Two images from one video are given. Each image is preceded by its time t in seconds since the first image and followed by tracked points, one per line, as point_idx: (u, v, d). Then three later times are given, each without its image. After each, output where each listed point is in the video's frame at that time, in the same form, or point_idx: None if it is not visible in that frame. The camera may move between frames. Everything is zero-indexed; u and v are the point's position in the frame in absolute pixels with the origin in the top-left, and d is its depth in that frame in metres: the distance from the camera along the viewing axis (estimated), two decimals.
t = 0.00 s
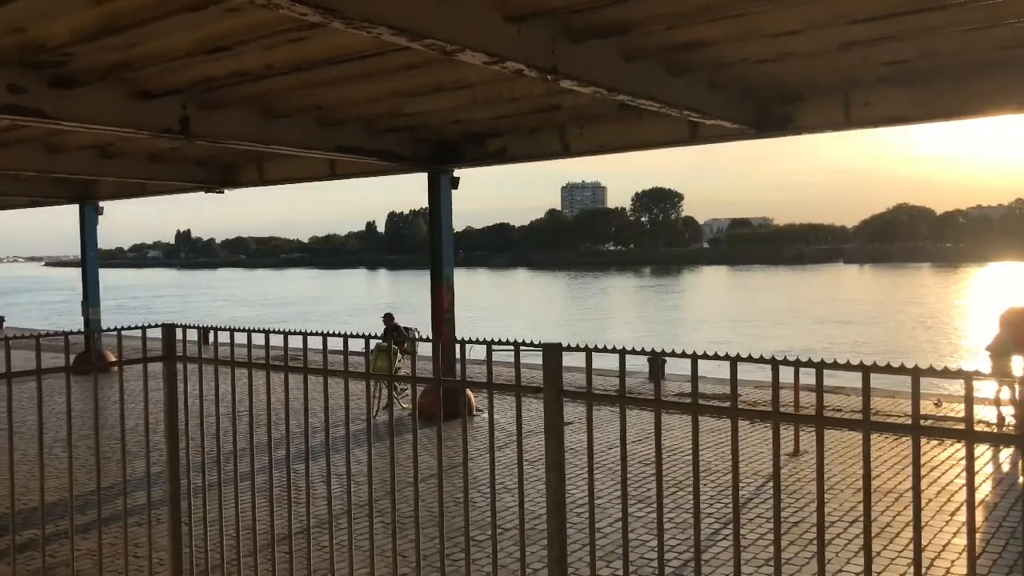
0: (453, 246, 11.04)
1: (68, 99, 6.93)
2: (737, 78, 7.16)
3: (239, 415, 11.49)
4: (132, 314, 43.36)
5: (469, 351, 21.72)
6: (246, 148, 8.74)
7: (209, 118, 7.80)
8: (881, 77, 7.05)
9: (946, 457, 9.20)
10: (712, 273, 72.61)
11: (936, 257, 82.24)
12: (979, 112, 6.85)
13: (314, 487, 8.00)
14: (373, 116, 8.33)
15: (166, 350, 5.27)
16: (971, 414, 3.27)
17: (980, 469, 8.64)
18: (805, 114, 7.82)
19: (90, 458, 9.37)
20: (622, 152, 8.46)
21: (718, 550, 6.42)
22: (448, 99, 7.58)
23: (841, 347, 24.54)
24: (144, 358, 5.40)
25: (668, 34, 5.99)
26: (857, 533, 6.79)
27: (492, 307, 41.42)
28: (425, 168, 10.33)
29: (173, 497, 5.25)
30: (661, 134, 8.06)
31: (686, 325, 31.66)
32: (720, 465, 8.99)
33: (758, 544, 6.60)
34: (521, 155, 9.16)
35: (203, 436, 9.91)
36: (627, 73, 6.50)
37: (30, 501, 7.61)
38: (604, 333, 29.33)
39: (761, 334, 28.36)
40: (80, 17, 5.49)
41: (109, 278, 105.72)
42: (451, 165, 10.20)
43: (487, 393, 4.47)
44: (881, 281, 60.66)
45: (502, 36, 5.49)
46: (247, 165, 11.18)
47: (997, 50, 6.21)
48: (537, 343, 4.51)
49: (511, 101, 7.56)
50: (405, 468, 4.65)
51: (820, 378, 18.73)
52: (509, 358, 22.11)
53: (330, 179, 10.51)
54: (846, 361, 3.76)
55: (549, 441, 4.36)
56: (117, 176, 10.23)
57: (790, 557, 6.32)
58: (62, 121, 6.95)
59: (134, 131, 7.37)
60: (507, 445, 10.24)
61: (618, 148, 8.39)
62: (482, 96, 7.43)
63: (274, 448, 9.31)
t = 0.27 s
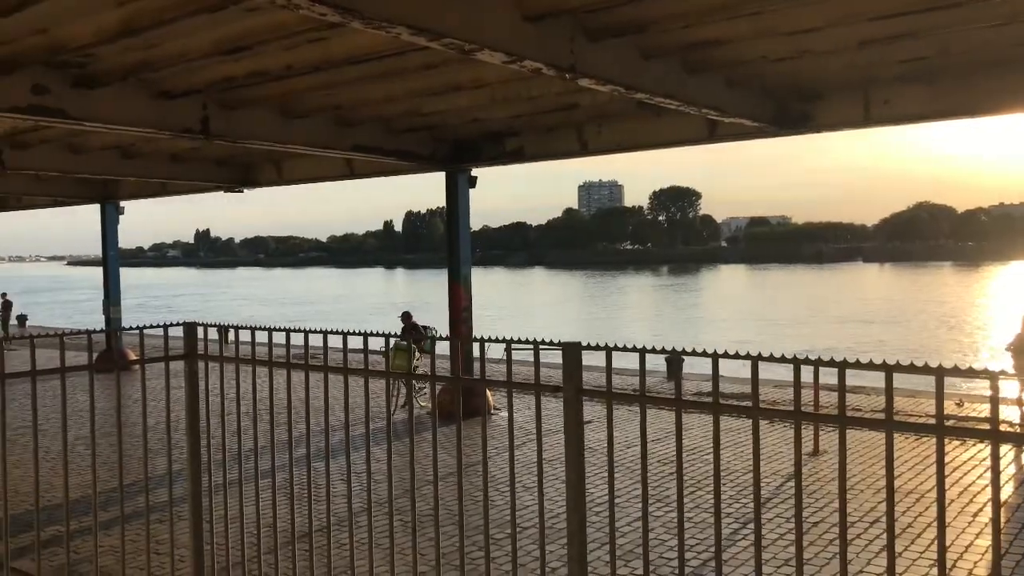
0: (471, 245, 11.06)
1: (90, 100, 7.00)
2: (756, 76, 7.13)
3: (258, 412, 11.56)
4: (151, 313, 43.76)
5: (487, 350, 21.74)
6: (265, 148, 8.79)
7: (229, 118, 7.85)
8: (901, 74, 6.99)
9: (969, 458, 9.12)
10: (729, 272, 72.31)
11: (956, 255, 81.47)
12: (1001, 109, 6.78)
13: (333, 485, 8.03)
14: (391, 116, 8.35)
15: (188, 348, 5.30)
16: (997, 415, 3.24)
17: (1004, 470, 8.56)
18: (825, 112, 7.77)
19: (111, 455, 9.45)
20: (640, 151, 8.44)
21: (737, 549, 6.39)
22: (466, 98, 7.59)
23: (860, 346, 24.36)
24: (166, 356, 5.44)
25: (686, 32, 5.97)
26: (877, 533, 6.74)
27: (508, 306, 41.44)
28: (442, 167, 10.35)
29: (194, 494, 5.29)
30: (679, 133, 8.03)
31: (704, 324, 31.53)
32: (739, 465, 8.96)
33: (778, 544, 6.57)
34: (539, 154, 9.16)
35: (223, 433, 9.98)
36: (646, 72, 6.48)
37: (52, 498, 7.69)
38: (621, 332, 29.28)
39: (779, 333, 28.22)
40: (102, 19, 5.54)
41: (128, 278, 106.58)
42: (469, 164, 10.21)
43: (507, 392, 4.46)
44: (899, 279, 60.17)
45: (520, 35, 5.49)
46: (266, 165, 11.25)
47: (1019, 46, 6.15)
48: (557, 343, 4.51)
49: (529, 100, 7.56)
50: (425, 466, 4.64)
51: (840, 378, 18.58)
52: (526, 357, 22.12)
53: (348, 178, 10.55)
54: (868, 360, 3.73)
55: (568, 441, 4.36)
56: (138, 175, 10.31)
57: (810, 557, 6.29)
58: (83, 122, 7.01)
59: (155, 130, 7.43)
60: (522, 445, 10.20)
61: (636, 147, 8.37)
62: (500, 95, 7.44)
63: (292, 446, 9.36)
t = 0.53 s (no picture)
0: (490, 244, 11.07)
1: (113, 101, 7.06)
2: (776, 74, 7.08)
3: (278, 410, 11.63)
4: (172, 311, 44.17)
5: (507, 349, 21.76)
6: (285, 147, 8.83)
7: (249, 118, 7.90)
8: (924, 72, 6.93)
9: (994, 459, 9.02)
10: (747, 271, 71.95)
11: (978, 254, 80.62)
12: None
13: (353, 483, 8.06)
14: (411, 115, 8.37)
15: (211, 346, 5.34)
16: None
17: None
18: (847, 110, 7.72)
19: (134, 452, 9.54)
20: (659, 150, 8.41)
21: (757, 550, 6.37)
22: (485, 97, 7.59)
23: (881, 346, 24.18)
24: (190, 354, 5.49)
25: (707, 31, 5.95)
26: (900, 535, 6.69)
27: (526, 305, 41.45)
28: (461, 167, 10.37)
29: (216, 491, 5.32)
30: (699, 132, 8.00)
31: (723, 324, 31.40)
32: (760, 465, 8.92)
33: (800, 545, 6.54)
34: (558, 154, 9.15)
35: (245, 431, 10.06)
36: (666, 71, 6.46)
37: (76, 494, 7.77)
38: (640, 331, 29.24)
39: (799, 333, 28.05)
40: (125, 20, 5.59)
41: (151, 276, 107.64)
42: (488, 163, 10.22)
43: (527, 391, 4.44)
44: (921, 279, 59.63)
45: (540, 34, 5.48)
46: (287, 165, 11.32)
47: None
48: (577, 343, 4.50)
49: (549, 99, 7.56)
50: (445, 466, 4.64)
51: (862, 379, 18.45)
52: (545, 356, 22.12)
53: (368, 178, 10.59)
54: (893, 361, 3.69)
55: (589, 441, 4.35)
56: (160, 175, 10.40)
57: (832, 558, 6.26)
58: (107, 122, 7.08)
59: (177, 130, 7.48)
60: (542, 444, 10.20)
61: (656, 146, 8.35)
62: (519, 94, 7.44)
63: (312, 444, 9.41)
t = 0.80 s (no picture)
0: (511, 243, 11.09)
1: (139, 101, 7.14)
2: (800, 72, 7.04)
3: (301, 407, 11.72)
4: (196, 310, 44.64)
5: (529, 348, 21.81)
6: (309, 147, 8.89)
7: (274, 117, 7.96)
8: (952, 69, 6.85)
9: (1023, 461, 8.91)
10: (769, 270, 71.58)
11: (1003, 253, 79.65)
12: None
13: (375, 481, 8.10)
14: (434, 115, 8.40)
15: (237, 344, 5.40)
16: None
17: None
18: (871, 108, 7.66)
19: (160, 449, 9.64)
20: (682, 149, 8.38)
21: (782, 551, 6.33)
22: (508, 96, 7.60)
23: (906, 346, 23.94)
24: (217, 352, 5.54)
25: (731, 29, 5.92)
26: (927, 537, 6.62)
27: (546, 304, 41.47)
28: (483, 166, 10.39)
29: (242, 487, 5.37)
30: (723, 131, 7.97)
31: (745, 324, 31.25)
32: (785, 465, 8.88)
33: (824, 546, 6.50)
34: (581, 152, 9.14)
35: (269, 428, 10.14)
36: (689, 69, 6.44)
37: (104, 490, 7.87)
38: (661, 330, 29.19)
39: (822, 332, 27.86)
40: (152, 21, 5.65)
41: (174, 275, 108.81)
42: (510, 162, 10.23)
43: (551, 388, 4.42)
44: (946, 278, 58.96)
45: (563, 33, 5.48)
46: (310, 164, 11.40)
47: None
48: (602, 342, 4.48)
49: (571, 98, 7.55)
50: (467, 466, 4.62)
51: (887, 379, 18.27)
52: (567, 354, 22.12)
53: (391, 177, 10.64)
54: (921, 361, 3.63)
55: (613, 439, 4.34)
56: (185, 175, 10.50)
57: (857, 560, 6.22)
58: (134, 122, 7.16)
59: (202, 130, 7.55)
60: (563, 443, 10.20)
61: (678, 145, 8.32)
62: (541, 93, 7.44)
63: (335, 441, 9.48)
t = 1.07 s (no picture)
0: (533, 242, 11.09)
1: (166, 101, 7.22)
2: (826, 71, 6.99)
3: (323, 405, 11.78)
4: (219, 308, 45.03)
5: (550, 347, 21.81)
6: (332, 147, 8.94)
7: (298, 117, 8.02)
8: (981, 68, 6.78)
9: None
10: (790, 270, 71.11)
11: None
12: None
13: (398, 479, 8.14)
14: (457, 114, 8.41)
15: (262, 342, 5.43)
16: None
17: None
18: (899, 107, 7.59)
19: (184, 445, 9.73)
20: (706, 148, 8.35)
21: (805, 554, 6.29)
22: (531, 95, 7.60)
23: (931, 347, 23.69)
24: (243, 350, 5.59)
25: (757, 28, 5.89)
26: (954, 541, 6.55)
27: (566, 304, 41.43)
28: (506, 166, 10.40)
29: (267, 484, 5.40)
30: (748, 130, 7.93)
31: (767, 324, 31.04)
32: (809, 467, 8.81)
33: (849, 549, 6.45)
34: (604, 152, 9.13)
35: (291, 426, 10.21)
36: (715, 68, 6.41)
37: (130, 485, 7.96)
38: (683, 330, 29.09)
39: (845, 333, 27.63)
40: (180, 21, 5.71)
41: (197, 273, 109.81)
42: (532, 162, 10.24)
43: (573, 387, 4.37)
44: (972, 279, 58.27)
45: (588, 32, 5.48)
46: (334, 164, 11.46)
47: None
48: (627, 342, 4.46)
49: (595, 97, 7.54)
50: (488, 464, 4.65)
51: (913, 382, 18.09)
52: (589, 354, 22.09)
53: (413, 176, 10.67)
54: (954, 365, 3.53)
55: (638, 439, 4.32)
56: (210, 174, 10.59)
57: (883, 562, 6.16)
58: (161, 123, 7.24)
59: (227, 130, 7.61)
60: (585, 443, 10.18)
61: (702, 144, 8.28)
62: (564, 92, 7.43)
63: (358, 439, 9.53)
